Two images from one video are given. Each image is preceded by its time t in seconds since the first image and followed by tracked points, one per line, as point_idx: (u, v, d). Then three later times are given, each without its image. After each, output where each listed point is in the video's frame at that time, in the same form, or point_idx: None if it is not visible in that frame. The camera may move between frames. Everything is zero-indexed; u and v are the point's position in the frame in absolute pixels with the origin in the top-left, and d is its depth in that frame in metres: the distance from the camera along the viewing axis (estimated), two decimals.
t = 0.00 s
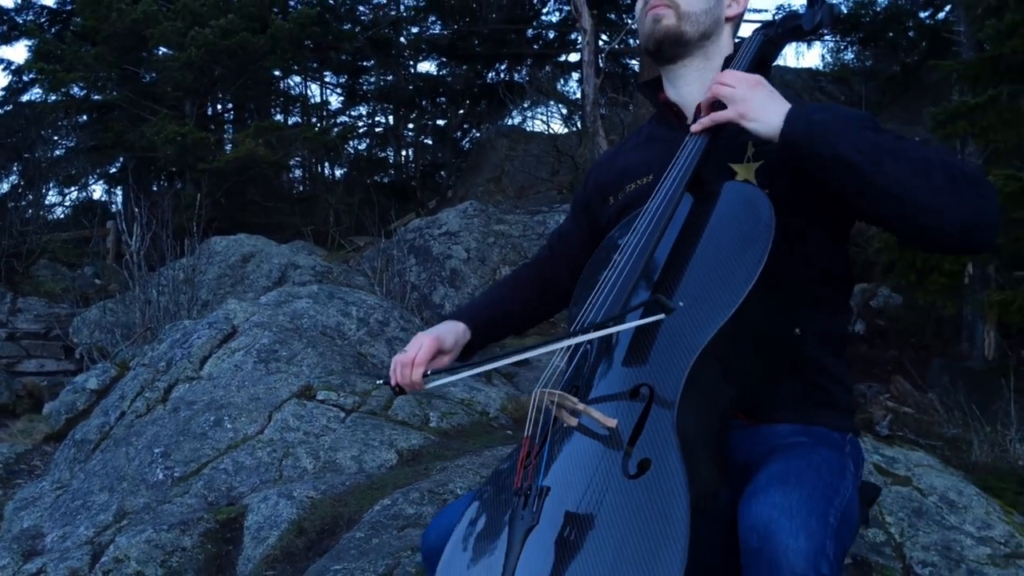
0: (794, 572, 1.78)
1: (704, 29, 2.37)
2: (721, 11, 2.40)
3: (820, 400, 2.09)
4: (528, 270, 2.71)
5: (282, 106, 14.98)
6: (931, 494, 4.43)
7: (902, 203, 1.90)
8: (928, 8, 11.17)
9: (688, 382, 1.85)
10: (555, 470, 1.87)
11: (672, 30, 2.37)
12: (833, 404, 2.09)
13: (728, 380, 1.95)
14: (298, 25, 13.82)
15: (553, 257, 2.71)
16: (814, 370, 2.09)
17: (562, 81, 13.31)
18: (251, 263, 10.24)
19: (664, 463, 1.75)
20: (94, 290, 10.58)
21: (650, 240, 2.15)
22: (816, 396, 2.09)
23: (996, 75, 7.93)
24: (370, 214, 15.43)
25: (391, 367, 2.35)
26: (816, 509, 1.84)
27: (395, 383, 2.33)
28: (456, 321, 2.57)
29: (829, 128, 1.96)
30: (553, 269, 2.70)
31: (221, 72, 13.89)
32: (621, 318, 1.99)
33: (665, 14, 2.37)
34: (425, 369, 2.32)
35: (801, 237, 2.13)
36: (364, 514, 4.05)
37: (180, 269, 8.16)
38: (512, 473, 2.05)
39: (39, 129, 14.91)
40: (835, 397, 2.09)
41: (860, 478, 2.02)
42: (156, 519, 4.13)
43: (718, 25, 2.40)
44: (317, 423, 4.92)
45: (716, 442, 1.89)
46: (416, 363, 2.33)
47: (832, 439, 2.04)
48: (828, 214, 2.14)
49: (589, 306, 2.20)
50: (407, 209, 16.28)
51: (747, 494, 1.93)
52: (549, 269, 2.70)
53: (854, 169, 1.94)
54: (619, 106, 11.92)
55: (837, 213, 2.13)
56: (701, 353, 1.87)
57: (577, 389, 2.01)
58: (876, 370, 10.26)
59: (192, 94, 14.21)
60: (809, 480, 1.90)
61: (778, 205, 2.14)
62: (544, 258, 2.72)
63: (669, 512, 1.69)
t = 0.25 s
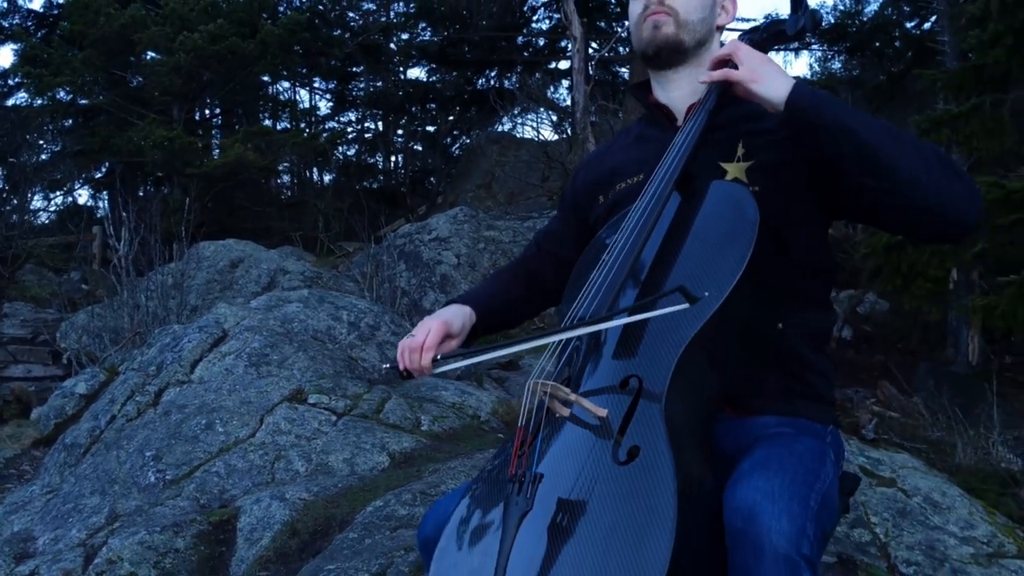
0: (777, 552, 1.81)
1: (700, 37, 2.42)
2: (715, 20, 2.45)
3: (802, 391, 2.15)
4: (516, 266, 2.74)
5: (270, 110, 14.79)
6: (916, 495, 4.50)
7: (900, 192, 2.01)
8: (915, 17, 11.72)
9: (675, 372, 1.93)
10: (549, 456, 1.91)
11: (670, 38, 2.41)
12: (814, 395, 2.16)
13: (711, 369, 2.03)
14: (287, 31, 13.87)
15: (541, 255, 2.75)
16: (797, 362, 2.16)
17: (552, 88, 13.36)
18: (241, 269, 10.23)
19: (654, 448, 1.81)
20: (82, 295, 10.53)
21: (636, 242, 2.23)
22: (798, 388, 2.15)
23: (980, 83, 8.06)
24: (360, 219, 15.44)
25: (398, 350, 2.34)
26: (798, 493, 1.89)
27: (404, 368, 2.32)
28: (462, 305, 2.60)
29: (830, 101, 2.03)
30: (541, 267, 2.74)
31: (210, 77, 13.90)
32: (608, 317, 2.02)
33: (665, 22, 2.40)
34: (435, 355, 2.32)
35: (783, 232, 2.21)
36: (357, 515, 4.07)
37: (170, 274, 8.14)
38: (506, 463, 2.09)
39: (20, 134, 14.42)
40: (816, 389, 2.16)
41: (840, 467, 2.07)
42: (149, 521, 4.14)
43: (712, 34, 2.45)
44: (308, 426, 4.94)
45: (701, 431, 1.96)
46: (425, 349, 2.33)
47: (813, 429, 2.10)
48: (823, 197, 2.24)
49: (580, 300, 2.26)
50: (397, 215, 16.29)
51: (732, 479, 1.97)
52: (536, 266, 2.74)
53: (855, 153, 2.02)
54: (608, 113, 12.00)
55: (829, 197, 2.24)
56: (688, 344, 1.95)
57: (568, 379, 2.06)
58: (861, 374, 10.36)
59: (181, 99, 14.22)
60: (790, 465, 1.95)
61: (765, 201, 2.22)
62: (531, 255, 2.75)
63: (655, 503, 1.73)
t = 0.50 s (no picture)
0: (768, 537, 1.92)
1: (694, 45, 2.50)
2: (709, 27, 2.53)
3: (792, 388, 2.23)
4: (513, 262, 2.78)
5: (258, 117, 14.97)
6: (902, 498, 4.58)
7: (885, 209, 2.09)
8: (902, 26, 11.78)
9: (669, 367, 2.02)
10: (548, 447, 2.01)
11: (666, 48, 2.49)
12: (805, 392, 2.24)
13: (706, 365, 2.10)
14: (276, 38, 13.86)
15: (536, 255, 2.79)
16: (787, 360, 2.24)
17: (540, 96, 13.49)
18: (230, 275, 10.24)
19: (648, 439, 1.90)
20: (69, 301, 10.50)
21: (629, 243, 2.30)
22: (787, 383, 2.23)
23: (964, 92, 8.20)
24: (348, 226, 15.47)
25: (425, 339, 2.37)
26: (787, 481, 1.99)
27: (432, 356, 2.36)
28: (482, 293, 2.66)
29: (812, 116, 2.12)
30: (536, 266, 2.78)
31: (199, 83, 13.94)
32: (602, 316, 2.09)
33: (664, 31, 2.48)
34: (464, 343, 2.37)
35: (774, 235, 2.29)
36: (349, 517, 4.10)
37: (159, 279, 8.14)
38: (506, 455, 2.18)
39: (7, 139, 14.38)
40: (805, 384, 2.24)
41: (828, 459, 2.15)
42: (142, 523, 4.17)
43: (705, 41, 2.53)
44: (300, 430, 4.96)
45: (694, 424, 2.05)
46: (455, 336, 2.38)
47: (803, 423, 2.18)
48: (807, 208, 2.31)
49: (576, 298, 2.33)
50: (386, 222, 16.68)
51: (724, 469, 2.06)
52: (532, 265, 2.78)
53: (839, 167, 2.11)
54: (597, 121, 12.08)
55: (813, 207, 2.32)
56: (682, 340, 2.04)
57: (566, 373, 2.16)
58: (847, 380, 10.47)
59: (168, 105, 14.23)
60: (781, 455, 2.04)
61: (754, 205, 2.29)
62: (525, 255, 2.79)
63: (653, 496, 1.82)
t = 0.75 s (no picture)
0: (754, 534, 1.98)
1: (674, 59, 2.58)
2: (686, 37, 2.61)
3: (778, 390, 2.29)
4: (505, 267, 2.84)
5: (248, 124, 15.05)
6: (889, 503, 4.65)
7: (867, 215, 2.15)
8: (890, 34, 11.99)
9: (658, 369, 2.08)
10: (542, 449, 2.08)
11: (648, 69, 2.58)
12: (791, 393, 2.30)
13: (694, 367, 2.15)
14: (266, 45, 13.92)
15: (528, 261, 2.84)
16: (773, 362, 2.30)
17: (530, 104, 13.58)
18: (220, 282, 10.24)
19: (638, 439, 1.96)
20: (58, 309, 10.47)
21: (619, 248, 2.37)
22: (773, 385, 2.29)
23: (952, 100, 8.33)
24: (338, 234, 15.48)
25: (426, 340, 2.41)
26: (773, 480, 2.05)
27: (431, 356, 2.39)
28: (476, 294, 2.72)
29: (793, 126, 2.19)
30: (529, 271, 2.84)
31: (188, 90, 13.95)
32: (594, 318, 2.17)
33: (640, 54, 2.57)
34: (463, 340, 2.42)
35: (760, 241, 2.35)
36: (342, 522, 4.13)
37: (150, 287, 8.14)
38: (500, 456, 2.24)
39: None
40: (791, 386, 2.30)
41: (814, 459, 2.22)
42: (135, 529, 4.20)
43: (685, 52, 2.60)
44: (292, 437, 4.99)
45: (684, 425, 2.10)
46: (453, 333, 2.44)
47: (790, 424, 2.25)
48: (792, 216, 2.38)
49: (568, 301, 2.40)
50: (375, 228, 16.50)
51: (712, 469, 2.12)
52: (523, 270, 2.83)
53: (820, 175, 2.18)
54: (587, 129, 12.17)
55: (798, 213, 2.38)
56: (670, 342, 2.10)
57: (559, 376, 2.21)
58: (835, 387, 10.55)
59: (157, 113, 14.23)
60: (767, 455, 2.11)
61: (740, 212, 2.35)
62: (516, 260, 2.85)
63: (642, 495, 1.87)
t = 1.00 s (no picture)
0: (734, 544, 2.03)
1: (652, 89, 2.61)
2: (659, 62, 2.62)
3: (758, 400, 2.35)
4: (492, 277, 2.93)
5: (240, 133, 15.09)
6: (879, 512, 4.71)
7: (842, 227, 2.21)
8: (876, 44, 12.06)
9: (640, 381, 2.12)
10: (528, 459, 2.12)
11: (630, 107, 2.61)
12: (771, 404, 2.36)
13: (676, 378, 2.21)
14: (258, 55, 13.97)
15: (516, 270, 2.94)
16: (753, 375, 2.35)
17: (521, 113, 13.65)
18: (212, 291, 10.25)
19: (621, 449, 2.01)
20: (49, 318, 10.46)
21: (604, 262, 2.41)
22: (754, 396, 2.35)
23: (937, 110, 8.45)
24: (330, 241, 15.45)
25: (399, 353, 2.49)
26: (753, 489, 2.11)
27: (405, 369, 2.47)
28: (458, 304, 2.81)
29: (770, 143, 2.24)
30: (518, 280, 2.94)
31: (181, 99, 13.94)
32: (579, 334, 2.21)
33: (619, 95, 2.60)
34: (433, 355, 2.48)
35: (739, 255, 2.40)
36: (333, 532, 4.16)
37: (142, 295, 8.15)
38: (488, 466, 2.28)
39: None
40: (771, 397, 2.36)
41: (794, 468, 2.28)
42: (126, 540, 4.23)
43: (660, 77, 2.63)
44: (283, 446, 5.02)
45: (666, 435, 2.15)
46: (424, 349, 2.49)
47: (770, 434, 2.30)
48: (771, 231, 2.44)
49: (554, 314, 2.43)
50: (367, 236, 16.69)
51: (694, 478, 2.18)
52: (511, 278, 2.93)
53: (796, 190, 2.24)
54: (577, 138, 12.25)
55: (777, 229, 2.44)
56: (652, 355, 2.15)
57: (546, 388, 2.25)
58: (826, 395, 10.62)
59: (150, 122, 14.23)
60: (747, 466, 2.16)
61: (720, 226, 2.41)
62: (505, 269, 2.94)
63: (624, 506, 1.92)
